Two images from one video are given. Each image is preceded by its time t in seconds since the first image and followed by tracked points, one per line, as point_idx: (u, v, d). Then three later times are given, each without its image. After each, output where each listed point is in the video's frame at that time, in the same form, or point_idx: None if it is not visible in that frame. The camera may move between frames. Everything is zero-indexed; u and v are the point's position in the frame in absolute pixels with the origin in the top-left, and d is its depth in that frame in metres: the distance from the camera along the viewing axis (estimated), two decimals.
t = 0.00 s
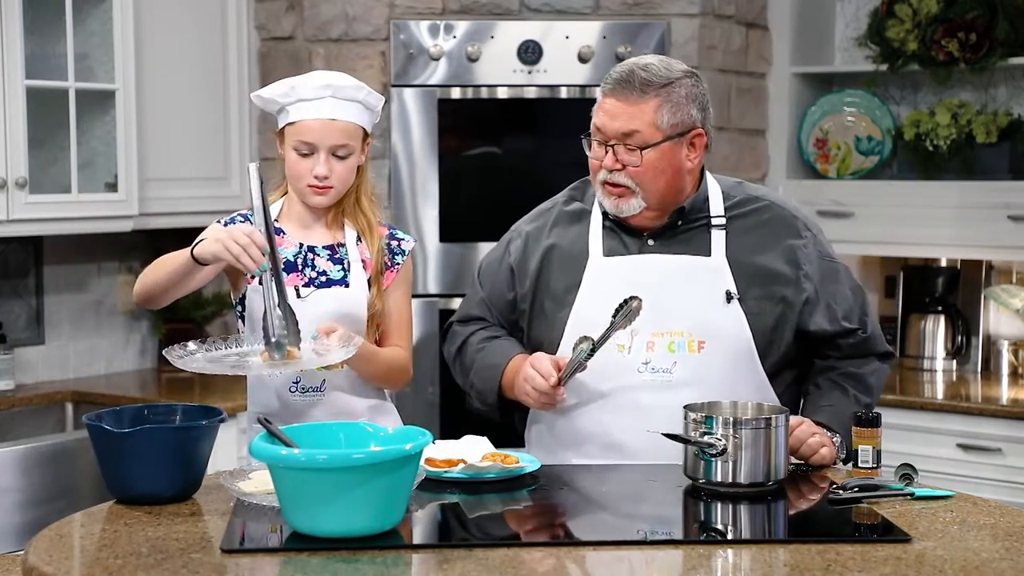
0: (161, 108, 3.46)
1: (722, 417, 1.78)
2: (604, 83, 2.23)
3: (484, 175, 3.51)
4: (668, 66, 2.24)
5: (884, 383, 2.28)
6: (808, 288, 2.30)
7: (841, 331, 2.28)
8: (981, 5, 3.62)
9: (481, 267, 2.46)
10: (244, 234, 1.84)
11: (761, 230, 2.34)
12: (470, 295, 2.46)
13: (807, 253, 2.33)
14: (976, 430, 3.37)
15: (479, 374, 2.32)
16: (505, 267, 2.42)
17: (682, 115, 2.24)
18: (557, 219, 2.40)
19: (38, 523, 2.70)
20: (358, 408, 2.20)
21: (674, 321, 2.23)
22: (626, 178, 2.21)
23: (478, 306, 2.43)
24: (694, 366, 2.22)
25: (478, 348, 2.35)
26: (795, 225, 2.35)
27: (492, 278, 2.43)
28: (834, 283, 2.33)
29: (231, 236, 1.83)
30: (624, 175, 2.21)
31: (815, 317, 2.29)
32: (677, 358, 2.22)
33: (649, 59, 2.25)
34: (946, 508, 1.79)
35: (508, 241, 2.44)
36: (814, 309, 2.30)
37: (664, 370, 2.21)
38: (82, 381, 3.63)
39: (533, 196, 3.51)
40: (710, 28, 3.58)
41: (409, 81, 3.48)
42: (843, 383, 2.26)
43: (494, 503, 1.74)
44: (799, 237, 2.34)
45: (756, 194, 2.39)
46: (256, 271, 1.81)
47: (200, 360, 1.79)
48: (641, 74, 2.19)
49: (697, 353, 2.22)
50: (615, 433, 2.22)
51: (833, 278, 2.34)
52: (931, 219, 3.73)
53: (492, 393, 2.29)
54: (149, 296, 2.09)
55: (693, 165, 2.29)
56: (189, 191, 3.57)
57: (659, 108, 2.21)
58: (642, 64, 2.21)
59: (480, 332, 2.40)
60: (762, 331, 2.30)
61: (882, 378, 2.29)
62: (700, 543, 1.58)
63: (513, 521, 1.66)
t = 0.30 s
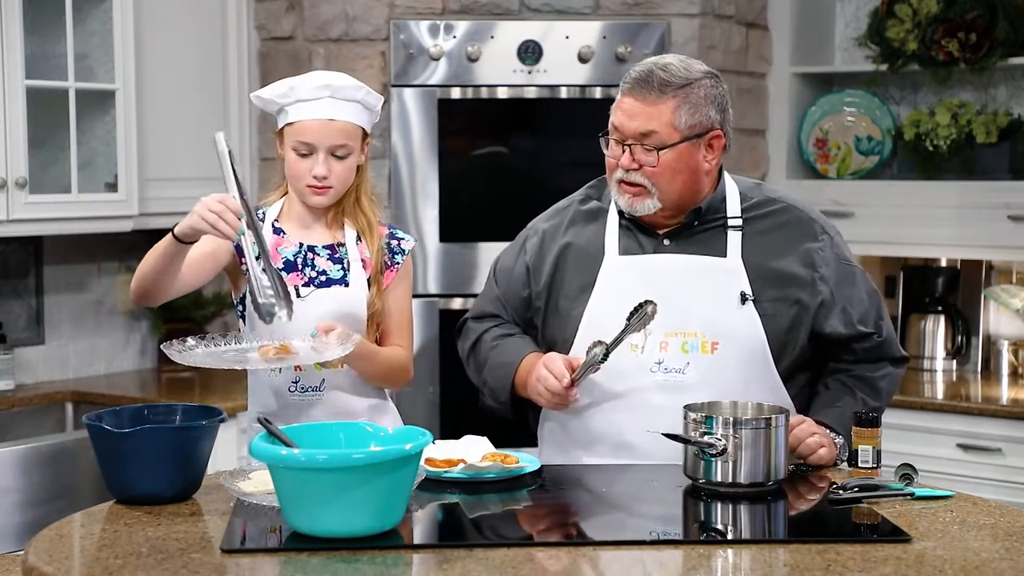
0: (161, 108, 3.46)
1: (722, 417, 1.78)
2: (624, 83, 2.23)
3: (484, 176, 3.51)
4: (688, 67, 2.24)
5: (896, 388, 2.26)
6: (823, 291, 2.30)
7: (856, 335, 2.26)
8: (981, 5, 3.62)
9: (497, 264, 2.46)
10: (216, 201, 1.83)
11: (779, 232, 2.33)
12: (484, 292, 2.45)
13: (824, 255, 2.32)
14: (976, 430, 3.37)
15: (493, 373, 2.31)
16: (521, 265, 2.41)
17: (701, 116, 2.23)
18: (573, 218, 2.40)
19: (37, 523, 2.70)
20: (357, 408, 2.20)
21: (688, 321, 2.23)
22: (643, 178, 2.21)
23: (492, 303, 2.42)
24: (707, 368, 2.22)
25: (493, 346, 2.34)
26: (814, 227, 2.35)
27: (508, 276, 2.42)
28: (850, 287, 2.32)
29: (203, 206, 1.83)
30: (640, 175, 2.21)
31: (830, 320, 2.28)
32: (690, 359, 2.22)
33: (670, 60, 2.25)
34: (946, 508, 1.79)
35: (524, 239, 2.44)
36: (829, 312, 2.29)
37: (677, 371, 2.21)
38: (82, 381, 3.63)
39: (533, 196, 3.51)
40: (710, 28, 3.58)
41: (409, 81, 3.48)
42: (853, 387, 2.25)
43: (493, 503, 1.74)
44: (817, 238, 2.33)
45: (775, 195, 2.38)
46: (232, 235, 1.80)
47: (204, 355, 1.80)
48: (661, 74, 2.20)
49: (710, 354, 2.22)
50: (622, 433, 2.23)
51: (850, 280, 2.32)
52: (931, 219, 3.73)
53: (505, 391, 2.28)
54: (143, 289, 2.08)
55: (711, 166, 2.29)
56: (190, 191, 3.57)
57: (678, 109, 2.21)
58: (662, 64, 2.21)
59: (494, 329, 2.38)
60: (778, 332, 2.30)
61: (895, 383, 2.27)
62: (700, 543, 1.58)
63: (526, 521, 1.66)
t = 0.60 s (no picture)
0: (161, 108, 3.46)
1: (722, 417, 1.78)
2: (631, 82, 2.23)
3: (484, 176, 3.51)
4: (694, 67, 2.24)
5: (898, 390, 2.26)
6: (828, 291, 2.29)
7: (859, 335, 2.26)
8: (981, 5, 3.62)
9: (502, 262, 2.45)
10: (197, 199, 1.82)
11: (784, 233, 2.33)
12: (489, 291, 2.45)
13: (828, 255, 2.32)
14: (976, 430, 3.37)
15: (496, 372, 2.31)
16: (525, 264, 2.40)
17: (708, 116, 2.23)
18: (579, 217, 2.40)
19: (38, 523, 2.70)
20: (357, 408, 2.20)
21: (691, 321, 2.23)
22: (648, 176, 2.21)
23: (497, 302, 2.42)
24: (709, 367, 2.22)
25: (496, 345, 2.34)
26: (819, 228, 2.34)
27: (512, 275, 2.41)
28: (855, 288, 2.32)
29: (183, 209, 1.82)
30: (646, 173, 2.21)
31: (833, 321, 2.28)
32: (694, 359, 2.22)
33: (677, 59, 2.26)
34: (946, 508, 1.79)
35: (529, 237, 2.43)
36: (833, 312, 2.29)
37: (681, 370, 2.21)
38: (82, 381, 3.63)
39: (533, 196, 3.51)
40: (710, 28, 3.58)
41: (409, 81, 3.48)
42: (855, 388, 2.25)
43: (493, 503, 1.74)
44: (823, 239, 2.33)
45: (781, 195, 2.38)
46: (215, 229, 1.79)
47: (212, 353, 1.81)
48: (668, 73, 2.20)
49: (713, 354, 2.22)
50: (622, 433, 2.23)
51: (854, 282, 2.32)
52: (931, 219, 3.73)
53: (507, 390, 2.28)
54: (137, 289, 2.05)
55: (716, 166, 2.29)
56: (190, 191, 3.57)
57: (684, 109, 2.20)
58: (669, 64, 2.21)
59: (498, 328, 2.38)
60: (781, 332, 2.30)
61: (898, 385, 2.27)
62: (700, 543, 1.58)
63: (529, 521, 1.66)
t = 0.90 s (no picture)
0: (161, 108, 3.46)
1: (722, 417, 1.78)
2: (628, 82, 2.23)
3: (484, 176, 3.51)
4: (691, 67, 2.23)
5: (897, 390, 2.26)
6: (827, 291, 2.29)
7: (858, 335, 2.26)
8: (981, 5, 3.62)
9: (500, 262, 2.45)
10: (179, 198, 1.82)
11: (782, 233, 2.33)
12: (488, 291, 2.45)
13: (827, 256, 2.32)
14: (977, 430, 3.37)
15: (496, 373, 2.31)
16: (524, 265, 2.40)
17: (704, 117, 2.23)
18: (579, 218, 2.39)
19: (38, 523, 2.70)
20: (359, 408, 2.20)
21: (690, 322, 2.23)
22: (645, 177, 2.21)
23: (495, 302, 2.41)
24: (709, 367, 2.22)
25: (495, 346, 2.34)
26: (818, 228, 2.34)
27: (511, 276, 2.41)
28: (853, 288, 2.31)
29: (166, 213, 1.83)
30: (643, 174, 2.21)
31: (832, 321, 2.28)
32: (694, 359, 2.22)
33: (673, 59, 2.25)
34: (946, 508, 1.79)
35: (528, 238, 2.43)
36: (831, 312, 2.29)
37: (680, 371, 2.21)
38: (82, 381, 3.63)
39: (533, 196, 3.51)
40: (710, 28, 3.58)
41: (409, 81, 3.48)
42: (854, 388, 2.25)
43: (493, 503, 1.74)
44: (821, 239, 2.33)
45: (779, 196, 2.38)
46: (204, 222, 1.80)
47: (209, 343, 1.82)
48: (664, 75, 2.19)
49: (713, 354, 2.22)
50: (622, 433, 2.23)
51: (853, 282, 2.32)
52: (931, 219, 3.73)
53: (507, 391, 2.28)
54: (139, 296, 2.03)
55: (714, 166, 2.29)
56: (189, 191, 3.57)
57: (681, 110, 2.20)
58: (666, 64, 2.21)
59: (497, 329, 2.38)
60: (780, 332, 2.30)
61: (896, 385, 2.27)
62: (700, 543, 1.58)
63: (529, 521, 1.66)
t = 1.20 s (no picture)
0: (161, 108, 3.46)
1: (722, 417, 1.78)
2: (627, 84, 2.22)
3: (484, 176, 3.51)
4: (691, 66, 2.23)
5: (895, 391, 2.26)
6: (825, 292, 2.29)
7: (857, 336, 2.26)
8: (981, 5, 3.62)
9: (498, 262, 2.45)
10: (163, 190, 1.79)
11: (781, 234, 2.33)
12: (486, 291, 2.44)
13: (826, 256, 2.32)
14: (977, 431, 3.37)
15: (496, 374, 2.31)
16: (523, 266, 2.40)
17: (705, 116, 2.23)
18: (579, 218, 2.39)
19: (38, 523, 2.70)
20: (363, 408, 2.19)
21: (690, 322, 2.23)
22: (649, 178, 2.21)
23: (495, 303, 2.41)
24: (709, 368, 2.22)
25: (495, 347, 2.34)
26: (817, 229, 2.34)
27: (510, 277, 2.40)
28: (851, 288, 2.31)
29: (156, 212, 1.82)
30: (647, 176, 2.20)
31: (830, 322, 2.28)
32: (693, 360, 2.22)
33: (672, 59, 2.25)
34: (946, 509, 1.79)
35: (526, 238, 2.43)
36: (830, 313, 2.28)
37: (680, 372, 2.21)
38: (82, 381, 3.63)
39: (533, 196, 3.51)
40: (710, 28, 3.58)
41: (409, 81, 3.48)
42: (852, 389, 2.25)
43: (494, 503, 1.74)
44: (820, 240, 2.33)
45: (778, 197, 2.38)
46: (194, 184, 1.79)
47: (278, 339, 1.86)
48: (665, 75, 2.19)
49: (713, 355, 2.22)
50: (622, 433, 2.23)
51: (851, 282, 2.32)
52: (931, 219, 3.73)
53: (507, 391, 2.28)
54: (150, 313, 2.02)
55: (715, 165, 2.29)
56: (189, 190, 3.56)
57: (683, 110, 2.20)
58: (665, 65, 2.21)
59: (495, 330, 2.38)
60: (780, 333, 2.30)
61: (895, 386, 2.27)
62: (700, 543, 1.58)
63: (530, 521, 1.66)
